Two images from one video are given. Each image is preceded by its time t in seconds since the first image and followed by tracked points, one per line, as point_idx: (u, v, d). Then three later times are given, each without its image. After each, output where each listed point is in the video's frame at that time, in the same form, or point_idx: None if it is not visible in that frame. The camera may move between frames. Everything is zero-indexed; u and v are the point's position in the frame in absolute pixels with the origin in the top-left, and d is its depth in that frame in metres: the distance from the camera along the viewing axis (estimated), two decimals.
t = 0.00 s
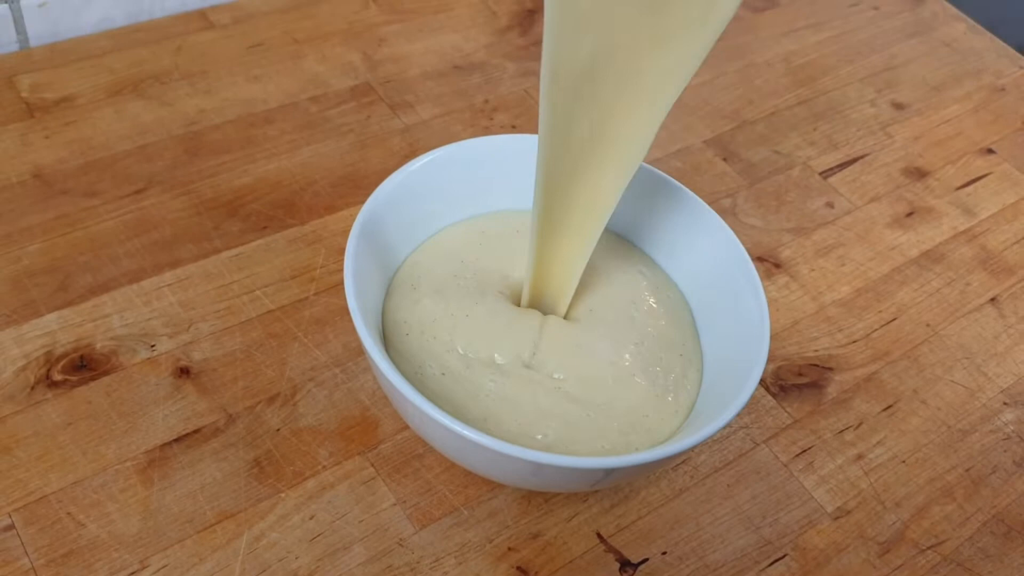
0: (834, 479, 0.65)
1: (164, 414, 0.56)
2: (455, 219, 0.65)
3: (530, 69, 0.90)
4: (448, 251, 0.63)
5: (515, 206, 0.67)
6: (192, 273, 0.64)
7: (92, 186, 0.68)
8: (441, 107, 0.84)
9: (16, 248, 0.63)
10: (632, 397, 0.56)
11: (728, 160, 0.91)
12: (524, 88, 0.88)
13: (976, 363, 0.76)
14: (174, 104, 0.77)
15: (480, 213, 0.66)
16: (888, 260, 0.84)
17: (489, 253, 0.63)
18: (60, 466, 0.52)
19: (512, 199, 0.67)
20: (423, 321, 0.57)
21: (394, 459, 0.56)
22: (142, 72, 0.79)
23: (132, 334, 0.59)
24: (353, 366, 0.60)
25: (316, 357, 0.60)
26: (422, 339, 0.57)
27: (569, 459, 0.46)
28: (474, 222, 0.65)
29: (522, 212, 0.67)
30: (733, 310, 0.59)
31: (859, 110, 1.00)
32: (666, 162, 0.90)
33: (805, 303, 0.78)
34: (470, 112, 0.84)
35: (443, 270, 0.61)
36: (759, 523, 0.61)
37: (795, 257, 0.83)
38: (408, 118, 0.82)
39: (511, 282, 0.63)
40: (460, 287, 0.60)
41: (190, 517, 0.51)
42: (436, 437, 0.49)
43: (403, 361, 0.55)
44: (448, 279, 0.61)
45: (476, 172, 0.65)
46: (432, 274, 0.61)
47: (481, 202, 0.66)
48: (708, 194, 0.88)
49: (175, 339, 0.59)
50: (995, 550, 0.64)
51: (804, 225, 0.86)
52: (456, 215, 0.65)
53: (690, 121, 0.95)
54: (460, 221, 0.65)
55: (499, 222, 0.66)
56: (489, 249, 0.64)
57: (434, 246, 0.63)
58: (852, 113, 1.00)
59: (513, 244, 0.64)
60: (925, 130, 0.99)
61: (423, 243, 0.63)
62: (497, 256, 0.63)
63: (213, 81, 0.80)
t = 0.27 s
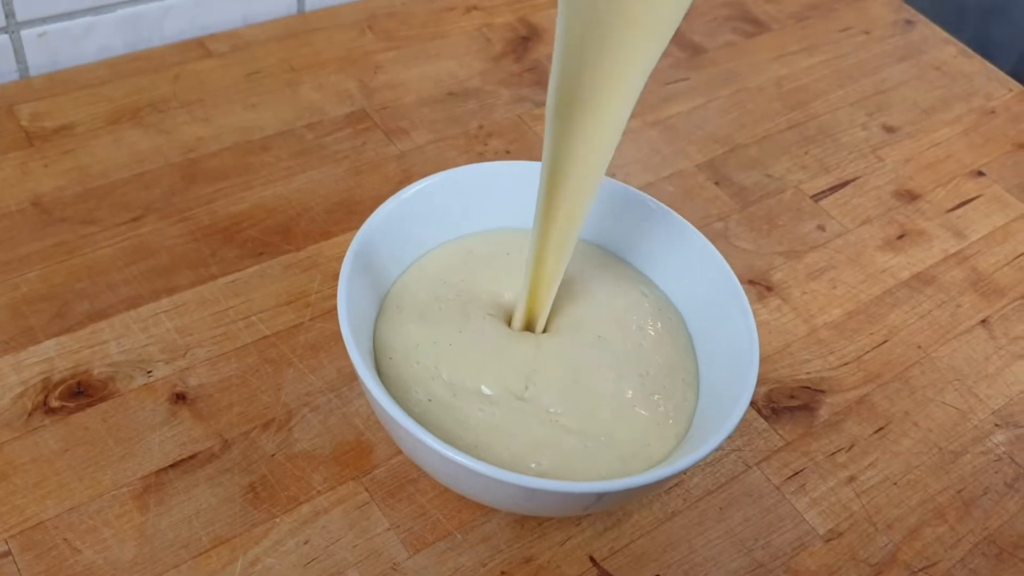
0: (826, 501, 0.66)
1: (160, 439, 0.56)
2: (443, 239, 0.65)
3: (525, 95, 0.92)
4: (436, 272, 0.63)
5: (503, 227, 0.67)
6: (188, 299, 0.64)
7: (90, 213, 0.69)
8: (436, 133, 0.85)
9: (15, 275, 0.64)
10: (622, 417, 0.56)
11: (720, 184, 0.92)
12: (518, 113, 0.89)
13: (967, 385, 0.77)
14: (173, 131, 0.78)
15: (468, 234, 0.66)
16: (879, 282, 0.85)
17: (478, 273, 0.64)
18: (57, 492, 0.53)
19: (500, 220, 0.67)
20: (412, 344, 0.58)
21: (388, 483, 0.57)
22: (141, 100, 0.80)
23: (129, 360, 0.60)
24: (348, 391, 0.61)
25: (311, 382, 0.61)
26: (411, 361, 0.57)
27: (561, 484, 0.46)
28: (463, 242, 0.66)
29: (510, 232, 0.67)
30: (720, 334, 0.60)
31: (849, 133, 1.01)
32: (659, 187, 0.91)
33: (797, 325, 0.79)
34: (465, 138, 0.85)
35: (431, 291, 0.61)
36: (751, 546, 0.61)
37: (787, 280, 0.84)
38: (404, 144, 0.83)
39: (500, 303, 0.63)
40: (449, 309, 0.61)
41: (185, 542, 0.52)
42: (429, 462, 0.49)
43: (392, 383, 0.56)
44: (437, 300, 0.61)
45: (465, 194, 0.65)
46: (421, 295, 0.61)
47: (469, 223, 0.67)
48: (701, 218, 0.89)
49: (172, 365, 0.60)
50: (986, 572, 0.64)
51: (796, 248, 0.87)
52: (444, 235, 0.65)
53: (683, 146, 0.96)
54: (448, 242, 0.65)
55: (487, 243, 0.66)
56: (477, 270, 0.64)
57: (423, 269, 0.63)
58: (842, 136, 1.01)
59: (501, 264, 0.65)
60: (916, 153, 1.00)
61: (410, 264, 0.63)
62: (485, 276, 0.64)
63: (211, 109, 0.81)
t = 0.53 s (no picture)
0: (822, 517, 0.66)
1: (158, 456, 0.56)
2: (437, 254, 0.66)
3: (522, 113, 0.92)
4: (430, 286, 0.63)
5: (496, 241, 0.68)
6: (187, 316, 0.65)
7: (90, 231, 0.69)
8: (434, 150, 0.86)
9: (15, 292, 0.64)
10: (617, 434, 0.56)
11: (716, 201, 0.93)
12: (515, 131, 0.90)
13: (962, 401, 0.77)
14: (172, 149, 0.79)
15: (461, 248, 0.66)
16: (875, 298, 0.85)
17: (472, 287, 0.64)
18: (55, 510, 0.53)
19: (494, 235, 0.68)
20: (406, 359, 0.58)
21: (385, 500, 0.57)
22: (141, 118, 0.81)
23: (128, 378, 0.60)
24: (346, 408, 0.61)
25: (309, 399, 0.61)
26: (406, 377, 0.57)
27: (557, 502, 0.47)
28: (457, 256, 0.66)
29: (504, 246, 0.67)
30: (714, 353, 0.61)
31: (845, 150, 1.02)
32: (655, 204, 0.91)
33: (793, 341, 0.80)
34: (463, 155, 0.86)
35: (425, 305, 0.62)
36: (748, 563, 0.62)
37: (783, 296, 0.84)
38: (402, 161, 0.83)
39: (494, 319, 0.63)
40: (443, 324, 0.61)
41: (183, 559, 0.52)
42: (426, 481, 0.49)
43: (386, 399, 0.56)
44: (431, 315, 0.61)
45: (459, 209, 0.66)
46: (415, 309, 0.61)
47: (463, 237, 0.67)
48: (697, 234, 0.90)
49: (170, 382, 0.60)
50: None
51: (791, 265, 0.88)
52: (438, 249, 0.66)
53: (679, 163, 0.97)
54: (442, 256, 0.66)
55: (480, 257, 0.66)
56: (471, 284, 0.64)
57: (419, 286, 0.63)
58: (838, 153, 1.02)
59: (495, 279, 0.65)
60: (910, 170, 1.01)
61: (404, 278, 0.63)
62: (479, 291, 0.64)
63: (210, 126, 0.82)
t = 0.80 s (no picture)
0: (830, 515, 0.65)
1: (158, 453, 0.56)
2: (437, 242, 0.65)
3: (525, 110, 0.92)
4: (431, 276, 0.62)
5: (497, 230, 0.67)
6: (187, 312, 0.64)
7: (89, 227, 0.69)
8: (436, 147, 0.85)
9: (13, 288, 0.63)
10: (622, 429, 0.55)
11: (720, 198, 0.92)
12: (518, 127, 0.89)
13: (970, 398, 0.76)
14: (173, 145, 0.78)
15: (462, 236, 0.66)
16: (881, 295, 0.84)
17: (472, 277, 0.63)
18: (53, 506, 0.52)
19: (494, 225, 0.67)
20: (407, 351, 0.57)
21: (388, 497, 0.56)
22: (142, 114, 0.81)
23: (127, 374, 0.59)
24: (348, 405, 0.60)
25: (311, 395, 0.61)
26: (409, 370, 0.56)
27: (563, 497, 0.46)
28: (457, 245, 0.65)
29: (505, 236, 0.66)
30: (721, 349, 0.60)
31: (850, 147, 1.01)
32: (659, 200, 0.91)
33: (799, 338, 0.79)
34: (465, 152, 0.85)
35: (426, 295, 0.61)
36: (755, 561, 0.61)
37: (789, 293, 0.83)
38: (404, 158, 0.83)
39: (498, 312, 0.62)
40: (445, 315, 0.60)
41: (182, 556, 0.51)
42: (429, 476, 0.49)
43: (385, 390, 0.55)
44: (432, 306, 0.60)
45: (460, 201, 0.65)
46: (416, 300, 0.60)
47: (464, 226, 0.66)
48: (701, 231, 0.89)
49: (170, 378, 0.60)
50: None
51: (797, 262, 0.87)
52: (438, 237, 0.65)
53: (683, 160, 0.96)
54: (442, 245, 0.65)
55: (481, 248, 0.66)
56: (471, 275, 0.63)
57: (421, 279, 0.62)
58: (843, 150, 1.01)
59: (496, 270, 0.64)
60: (916, 166, 1.00)
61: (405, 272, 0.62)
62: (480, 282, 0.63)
63: (211, 122, 0.81)
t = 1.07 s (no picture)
0: (827, 526, 0.65)
1: (154, 464, 0.55)
2: (432, 246, 0.64)
3: (523, 119, 0.92)
4: (426, 277, 0.62)
5: (493, 233, 0.66)
6: (184, 323, 0.64)
7: (87, 237, 0.69)
8: (435, 156, 0.85)
9: (10, 298, 0.63)
10: (621, 430, 0.54)
11: (718, 207, 0.93)
12: (516, 136, 0.89)
13: (968, 408, 0.76)
14: (170, 155, 0.78)
15: (458, 240, 0.65)
16: (880, 304, 0.84)
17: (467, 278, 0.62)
18: (48, 518, 0.52)
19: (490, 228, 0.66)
20: (401, 350, 0.56)
21: (384, 509, 0.56)
22: (140, 124, 0.81)
23: (124, 385, 0.59)
24: (344, 416, 0.60)
25: (307, 406, 0.61)
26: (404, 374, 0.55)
27: (559, 509, 0.46)
28: (453, 248, 0.64)
29: (500, 239, 0.66)
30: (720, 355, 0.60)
31: (848, 156, 1.02)
32: (657, 210, 0.91)
33: (797, 347, 0.79)
34: (463, 161, 0.85)
35: (420, 295, 0.60)
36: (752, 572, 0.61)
37: (787, 302, 0.83)
38: (402, 167, 0.83)
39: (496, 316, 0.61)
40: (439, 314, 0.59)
41: (178, 568, 0.51)
42: (425, 488, 0.49)
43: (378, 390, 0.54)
44: (426, 306, 0.59)
45: (456, 209, 0.64)
46: (411, 301, 0.60)
47: (459, 229, 0.65)
48: (699, 240, 0.89)
49: (166, 389, 0.60)
50: None
51: (795, 271, 0.87)
52: (434, 241, 0.64)
53: (681, 169, 0.96)
54: (437, 249, 0.64)
55: (476, 250, 0.65)
56: (466, 278, 0.62)
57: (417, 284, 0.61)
58: (841, 159, 1.01)
59: (491, 272, 0.63)
60: (915, 176, 1.00)
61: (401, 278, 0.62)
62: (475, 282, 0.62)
63: (209, 132, 0.82)
